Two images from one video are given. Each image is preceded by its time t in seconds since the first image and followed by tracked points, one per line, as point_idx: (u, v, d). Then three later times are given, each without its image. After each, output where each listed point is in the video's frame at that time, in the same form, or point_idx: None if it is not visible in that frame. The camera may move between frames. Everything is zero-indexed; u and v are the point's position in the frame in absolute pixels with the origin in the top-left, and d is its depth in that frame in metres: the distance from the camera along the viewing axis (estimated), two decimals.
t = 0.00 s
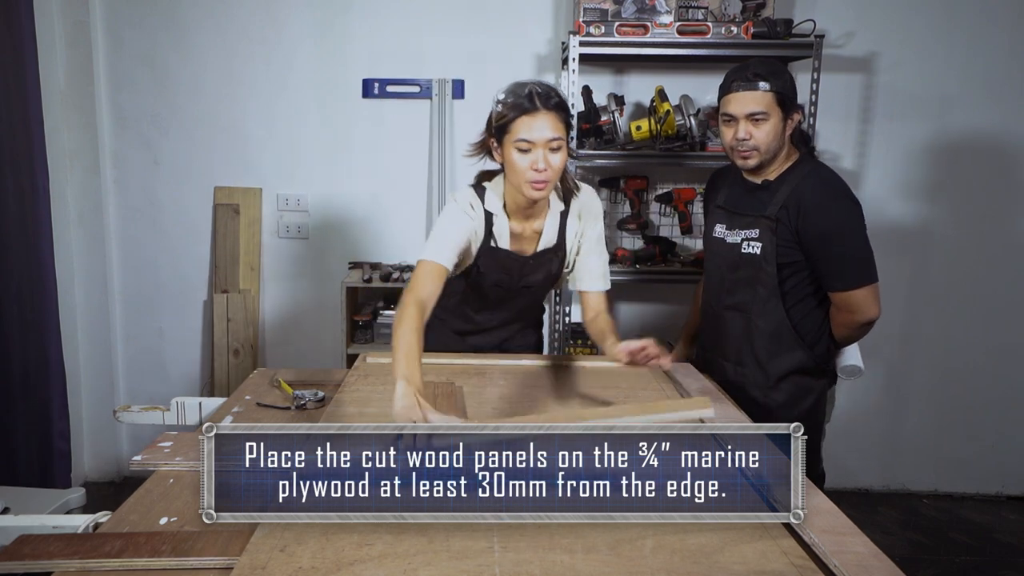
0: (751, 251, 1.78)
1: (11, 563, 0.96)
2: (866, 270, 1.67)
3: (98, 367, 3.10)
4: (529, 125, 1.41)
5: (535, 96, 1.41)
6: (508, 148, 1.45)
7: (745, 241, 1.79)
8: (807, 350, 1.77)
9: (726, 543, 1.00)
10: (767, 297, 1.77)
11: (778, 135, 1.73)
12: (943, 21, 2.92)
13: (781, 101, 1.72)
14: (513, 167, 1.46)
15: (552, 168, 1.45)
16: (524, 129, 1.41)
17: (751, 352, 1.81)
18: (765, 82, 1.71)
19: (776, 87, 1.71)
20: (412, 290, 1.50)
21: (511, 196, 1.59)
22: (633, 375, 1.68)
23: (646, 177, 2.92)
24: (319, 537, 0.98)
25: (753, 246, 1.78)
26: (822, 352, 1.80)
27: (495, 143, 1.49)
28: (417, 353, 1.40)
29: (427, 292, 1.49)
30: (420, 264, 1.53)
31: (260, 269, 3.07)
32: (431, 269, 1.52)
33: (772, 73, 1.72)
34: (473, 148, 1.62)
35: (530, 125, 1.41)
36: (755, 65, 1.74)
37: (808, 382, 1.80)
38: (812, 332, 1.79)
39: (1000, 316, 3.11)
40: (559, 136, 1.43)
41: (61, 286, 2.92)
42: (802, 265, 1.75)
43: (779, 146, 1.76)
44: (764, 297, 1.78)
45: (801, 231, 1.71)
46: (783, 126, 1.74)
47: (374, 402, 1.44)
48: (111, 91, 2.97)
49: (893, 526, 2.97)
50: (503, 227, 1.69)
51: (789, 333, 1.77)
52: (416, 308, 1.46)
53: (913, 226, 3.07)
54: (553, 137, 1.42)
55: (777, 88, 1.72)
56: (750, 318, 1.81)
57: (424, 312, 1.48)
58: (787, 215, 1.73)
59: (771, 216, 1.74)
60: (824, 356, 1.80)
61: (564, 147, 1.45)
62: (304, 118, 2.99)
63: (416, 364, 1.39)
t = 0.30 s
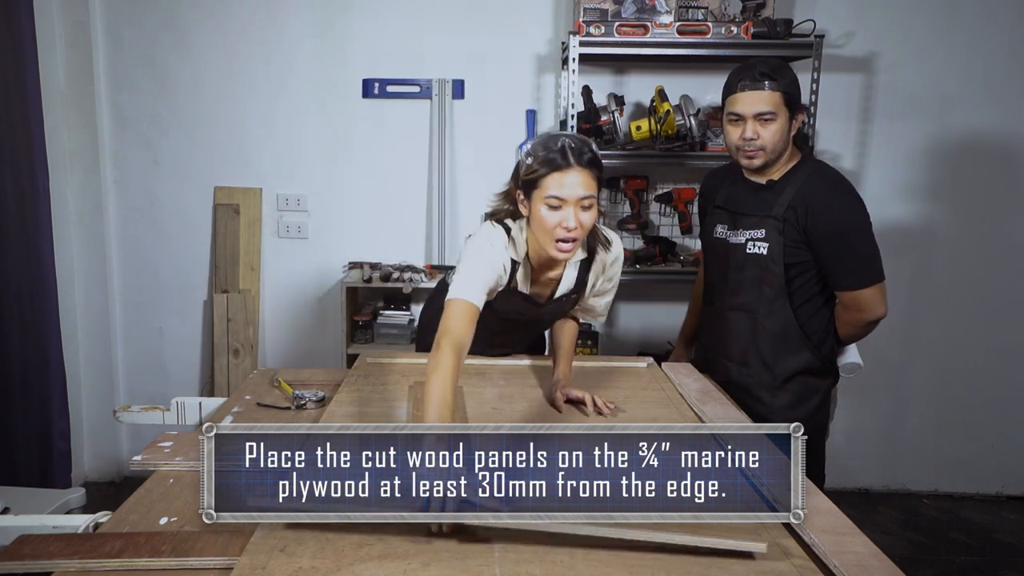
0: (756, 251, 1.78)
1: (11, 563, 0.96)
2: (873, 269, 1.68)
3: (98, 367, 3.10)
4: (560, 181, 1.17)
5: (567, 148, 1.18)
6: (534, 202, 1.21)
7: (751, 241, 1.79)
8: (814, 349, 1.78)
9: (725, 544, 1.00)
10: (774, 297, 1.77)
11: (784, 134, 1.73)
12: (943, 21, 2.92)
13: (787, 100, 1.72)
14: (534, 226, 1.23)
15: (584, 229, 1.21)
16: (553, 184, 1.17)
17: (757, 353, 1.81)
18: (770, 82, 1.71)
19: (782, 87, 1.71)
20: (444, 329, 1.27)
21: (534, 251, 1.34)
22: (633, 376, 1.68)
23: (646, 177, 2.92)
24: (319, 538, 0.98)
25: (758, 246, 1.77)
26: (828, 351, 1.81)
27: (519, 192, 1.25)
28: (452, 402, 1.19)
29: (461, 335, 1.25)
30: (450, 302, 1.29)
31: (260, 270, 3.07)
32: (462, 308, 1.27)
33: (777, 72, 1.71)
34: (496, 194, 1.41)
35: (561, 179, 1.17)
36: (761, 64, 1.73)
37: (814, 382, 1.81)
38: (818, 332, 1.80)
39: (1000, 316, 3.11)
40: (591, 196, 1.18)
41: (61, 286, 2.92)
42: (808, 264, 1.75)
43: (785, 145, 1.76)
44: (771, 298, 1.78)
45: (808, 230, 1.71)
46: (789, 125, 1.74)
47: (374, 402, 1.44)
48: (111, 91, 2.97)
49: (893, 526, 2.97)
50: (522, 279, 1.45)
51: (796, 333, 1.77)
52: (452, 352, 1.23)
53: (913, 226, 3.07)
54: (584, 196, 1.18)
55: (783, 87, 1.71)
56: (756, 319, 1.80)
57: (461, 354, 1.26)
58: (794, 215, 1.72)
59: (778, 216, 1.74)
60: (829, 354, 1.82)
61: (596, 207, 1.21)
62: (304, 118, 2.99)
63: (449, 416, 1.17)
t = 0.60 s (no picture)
0: (755, 251, 1.78)
1: (11, 563, 0.96)
2: (873, 267, 1.68)
3: (98, 367, 3.10)
4: (570, 222, 1.23)
5: (578, 188, 1.23)
6: (544, 241, 1.26)
7: (751, 241, 1.79)
8: (815, 350, 1.78)
9: (725, 543, 1.00)
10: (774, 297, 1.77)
11: (782, 134, 1.73)
12: (943, 21, 2.92)
13: (785, 100, 1.72)
14: (545, 265, 1.27)
15: (591, 270, 1.25)
16: (565, 225, 1.23)
17: (758, 353, 1.81)
18: (769, 81, 1.71)
19: (781, 87, 1.71)
20: (467, 361, 1.24)
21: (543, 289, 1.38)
22: (633, 376, 1.68)
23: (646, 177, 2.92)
24: (320, 537, 0.98)
25: (757, 246, 1.77)
26: (828, 350, 1.81)
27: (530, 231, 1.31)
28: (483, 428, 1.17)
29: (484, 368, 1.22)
30: (468, 334, 1.27)
31: (260, 270, 3.07)
32: (481, 338, 1.25)
33: (776, 72, 1.72)
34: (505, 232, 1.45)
35: (572, 221, 1.22)
36: (759, 64, 1.73)
37: (815, 381, 1.81)
38: (820, 331, 1.80)
39: (1000, 316, 3.11)
40: (601, 237, 1.24)
41: (61, 287, 2.92)
42: (808, 263, 1.75)
43: (783, 146, 1.76)
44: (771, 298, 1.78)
45: (808, 229, 1.71)
46: (787, 125, 1.74)
47: (374, 402, 1.44)
48: (111, 91, 2.97)
49: (893, 526, 2.97)
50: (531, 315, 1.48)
51: (797, 333, 1.77)
52: (477, 380, 1.20)
53: (913, 226, 3.07)
54: (594, 237, 1.23)
55: (783, 87, 1.71)
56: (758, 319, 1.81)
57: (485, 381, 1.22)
58: (793, 215, 1.72)
59: (777, 215, 1.74)
60: (830, 353, 1.82)
61: (605, 248, 1.26)
62: (304, 117, 2.99)
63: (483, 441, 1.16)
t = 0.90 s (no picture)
0: (763, 255, 1.76)
1: (11, 563, 0.96)
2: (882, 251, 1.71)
3: (98, 368, 3.10)
4: (572, 247, 1.25)
5: (581, 213, 1.26)
6: (544, 263, 1.29)
7: (759, 245, 1.77)
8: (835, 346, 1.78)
9: (725, 543, 0.99)
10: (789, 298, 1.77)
11: (774, 140, 1.73)
12: (943, 21, 2.92)
13: (775, 107, 1.72)
14: (544, 285, 1.31)
15: (590, 293, 1.29)
16: (566, 250, 1.25)
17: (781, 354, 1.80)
18: (758, 90, 1.70)
19: (770, 94, 1.71)
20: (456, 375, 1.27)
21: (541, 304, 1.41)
22: (634, 377, 1.68)
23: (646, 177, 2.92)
24: (319, 537, 0.98)
25: (765, 249, 1.76)
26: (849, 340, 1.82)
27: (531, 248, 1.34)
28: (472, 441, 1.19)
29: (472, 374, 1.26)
30: (458, 342, 1.29)
31: (260, 270, 3.07)
32: (473, 347, 1.28)
33: (763, 80, 1.71)
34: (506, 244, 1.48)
35: (573, 246, 1.25)
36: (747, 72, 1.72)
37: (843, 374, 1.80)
38: (839, 321, 1.80)
39: (1001, 316, 3.11)
40: (601, 262, 1.27)
41: (61, 287, 2.92)
42: (817, 260, 1.76)
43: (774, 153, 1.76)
44: (786, 300, 1.77)
45: (815, 226, 1.72)
46: (777, 131, 1.74)
47: (374, 402, 1.44)
48: (111, 91, 2.97)
49: (894, 526, 2.96)
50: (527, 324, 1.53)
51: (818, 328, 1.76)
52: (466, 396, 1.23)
53: (913, 227, 3.07)
54: (595, 263, 1.26)
55: (771, 95, 1.71)
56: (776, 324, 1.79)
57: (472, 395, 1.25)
58: (797, 213, 1.73)
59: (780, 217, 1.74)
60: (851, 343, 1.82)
61: (604, 271, 1.29)
62: (304, 117, 2.99)
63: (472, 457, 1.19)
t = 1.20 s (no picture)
0: (801, 299, 1.50)
1: (11, 563, 0.96)
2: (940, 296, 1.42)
3: (99, 368, 3.10)
4: (578, 247, 1.26)
5: (585, 213, 1.27)
6: (551, 265, 1.30)
7: (796, 287, 1.51)
8: (881, 411, 1.53)
9: (725, 543, 1.00)
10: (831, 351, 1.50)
11: (816, 169, 1.42)
12: (943, 21, 2.92)
13: (821, 130, 1.40)
14: (552, 287, 1.31)
15: (600, 292, 1.30)
16: (572, 251, 1.26)
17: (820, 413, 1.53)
18: (800, 109, 1.38)
19: (815, 114, 1.39)
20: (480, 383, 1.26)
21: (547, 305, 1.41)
22: (633, 377, 1.68)
23: (646, 176, 2.92)
24: (319, 537, 0.98)
25: (801, 292, 1.50)
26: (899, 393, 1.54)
27: (535, 252, 1.35)
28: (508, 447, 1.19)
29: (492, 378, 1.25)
30: (477, 348, 1.29)
31: (260, 270, 3.07)
32: (494, 352, 1.28)
33: (806, 96, 1.39)
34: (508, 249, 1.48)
35: (580, 247, 1.26)
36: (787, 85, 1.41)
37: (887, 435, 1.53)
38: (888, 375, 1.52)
39: (1001, 316, 3.11)
40: (609, 261, 1.28)
41: (61, 287, 2.91)
42: (864, 307, 1.49)
43: (815, 181, 1.45)
44: (828, 352, 1.50)
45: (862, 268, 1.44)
46: (822, 158, 1.42)
47: (374, 402, 1.44)
48: (111, 90, 2.97)
49: (893, 526, 2.96)
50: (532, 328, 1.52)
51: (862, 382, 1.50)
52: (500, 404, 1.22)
53: (913, 226, 3.07)
54: (603, 262, 1.27)
55: (817, 115, 1.39)
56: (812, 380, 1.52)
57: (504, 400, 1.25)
58: (839, 252, 1.46)
59: (820, 256, 1.47)
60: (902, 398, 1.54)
61: (612, 270, 1.30)
62: (304, 117, 2.99)
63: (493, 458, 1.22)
